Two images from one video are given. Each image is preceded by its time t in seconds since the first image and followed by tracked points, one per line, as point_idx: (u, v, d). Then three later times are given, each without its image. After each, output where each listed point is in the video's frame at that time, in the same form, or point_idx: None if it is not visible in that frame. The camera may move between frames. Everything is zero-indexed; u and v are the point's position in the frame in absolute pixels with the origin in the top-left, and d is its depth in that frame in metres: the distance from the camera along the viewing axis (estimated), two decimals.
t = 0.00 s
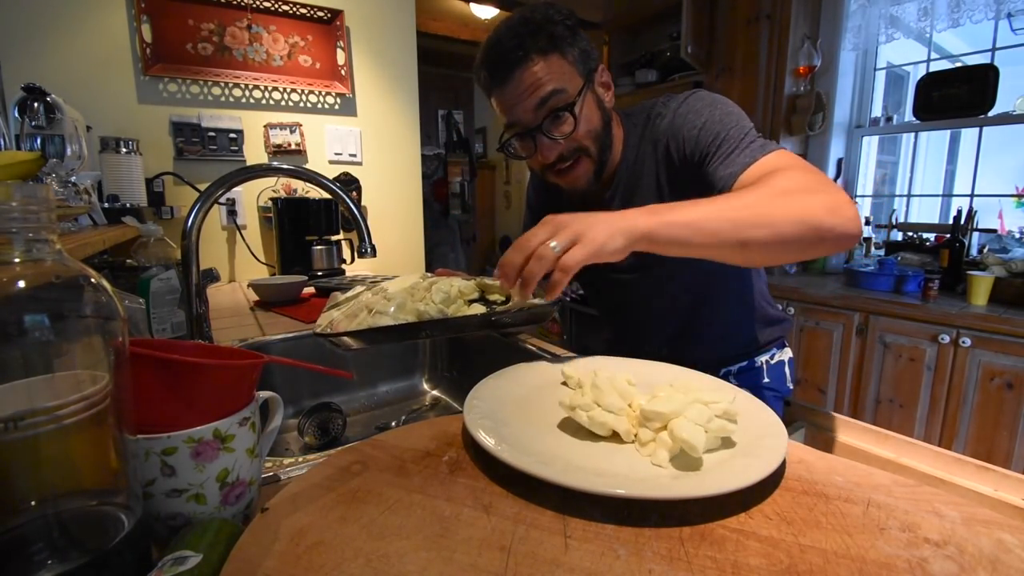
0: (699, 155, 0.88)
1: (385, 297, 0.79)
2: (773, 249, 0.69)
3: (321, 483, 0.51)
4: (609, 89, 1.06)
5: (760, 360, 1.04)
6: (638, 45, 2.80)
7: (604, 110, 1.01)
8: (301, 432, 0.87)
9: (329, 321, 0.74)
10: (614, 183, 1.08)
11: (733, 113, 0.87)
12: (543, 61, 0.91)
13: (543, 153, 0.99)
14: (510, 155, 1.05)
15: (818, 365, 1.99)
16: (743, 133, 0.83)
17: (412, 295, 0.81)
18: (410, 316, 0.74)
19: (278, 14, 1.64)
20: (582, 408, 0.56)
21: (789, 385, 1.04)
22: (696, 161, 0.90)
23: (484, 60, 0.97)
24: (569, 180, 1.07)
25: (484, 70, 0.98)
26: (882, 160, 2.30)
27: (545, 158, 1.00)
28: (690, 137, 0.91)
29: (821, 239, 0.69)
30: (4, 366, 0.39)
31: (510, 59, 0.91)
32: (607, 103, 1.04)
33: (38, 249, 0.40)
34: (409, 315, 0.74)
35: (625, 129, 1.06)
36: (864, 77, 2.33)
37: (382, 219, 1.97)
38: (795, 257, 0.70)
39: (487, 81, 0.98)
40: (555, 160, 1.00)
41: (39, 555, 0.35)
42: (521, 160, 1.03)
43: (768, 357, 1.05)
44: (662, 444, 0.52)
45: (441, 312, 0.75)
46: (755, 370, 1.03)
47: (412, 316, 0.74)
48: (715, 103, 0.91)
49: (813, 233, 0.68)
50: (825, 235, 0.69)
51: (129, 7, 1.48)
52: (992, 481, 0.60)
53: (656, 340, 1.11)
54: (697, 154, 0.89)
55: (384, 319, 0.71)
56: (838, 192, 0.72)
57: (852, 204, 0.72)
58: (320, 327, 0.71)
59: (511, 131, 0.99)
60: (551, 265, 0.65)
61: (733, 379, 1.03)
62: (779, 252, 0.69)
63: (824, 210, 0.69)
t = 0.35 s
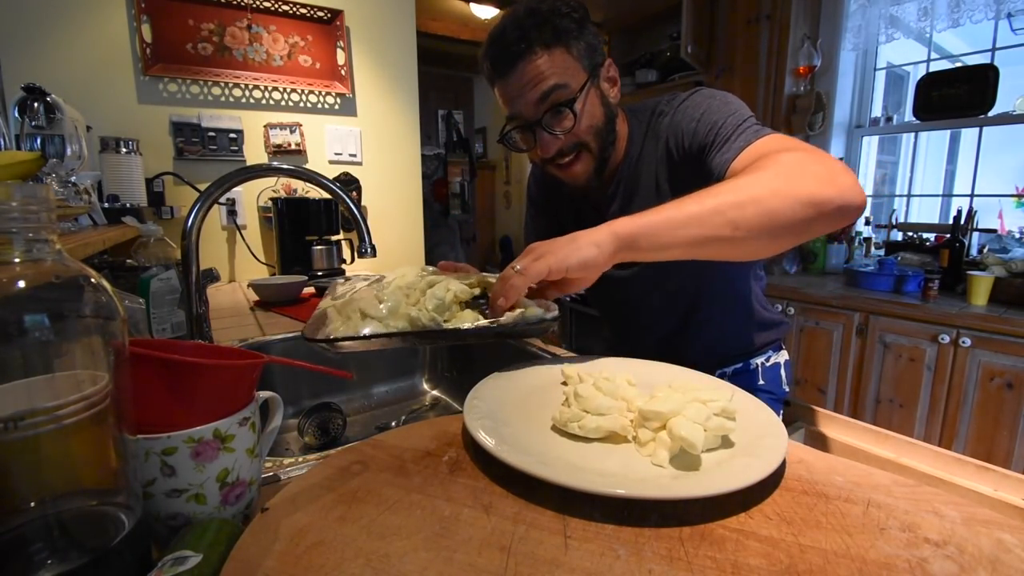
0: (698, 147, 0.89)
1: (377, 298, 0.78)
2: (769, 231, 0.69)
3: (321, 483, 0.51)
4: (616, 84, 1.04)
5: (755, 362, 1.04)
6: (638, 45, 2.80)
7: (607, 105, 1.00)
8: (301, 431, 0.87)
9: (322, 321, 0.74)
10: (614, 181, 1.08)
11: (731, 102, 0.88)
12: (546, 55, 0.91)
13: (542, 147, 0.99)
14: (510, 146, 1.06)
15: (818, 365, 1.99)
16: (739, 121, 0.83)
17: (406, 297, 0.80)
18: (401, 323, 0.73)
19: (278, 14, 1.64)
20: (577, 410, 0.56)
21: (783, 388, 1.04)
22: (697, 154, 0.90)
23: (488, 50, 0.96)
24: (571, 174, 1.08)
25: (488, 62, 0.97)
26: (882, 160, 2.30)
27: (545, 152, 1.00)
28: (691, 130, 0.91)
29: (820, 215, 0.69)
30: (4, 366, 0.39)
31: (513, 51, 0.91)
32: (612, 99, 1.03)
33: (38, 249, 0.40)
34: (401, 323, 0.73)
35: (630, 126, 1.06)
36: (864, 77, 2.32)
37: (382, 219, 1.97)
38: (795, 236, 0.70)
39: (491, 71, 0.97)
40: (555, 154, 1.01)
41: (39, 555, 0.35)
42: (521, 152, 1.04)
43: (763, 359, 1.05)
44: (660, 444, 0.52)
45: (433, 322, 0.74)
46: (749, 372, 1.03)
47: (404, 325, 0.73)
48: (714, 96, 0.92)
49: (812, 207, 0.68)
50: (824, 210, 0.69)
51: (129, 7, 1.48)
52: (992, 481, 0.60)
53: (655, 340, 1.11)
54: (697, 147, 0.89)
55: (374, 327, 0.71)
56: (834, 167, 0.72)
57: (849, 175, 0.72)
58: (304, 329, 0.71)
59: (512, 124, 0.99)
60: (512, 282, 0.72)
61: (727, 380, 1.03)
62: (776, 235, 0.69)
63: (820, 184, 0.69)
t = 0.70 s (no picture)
0: (726, 139, 0.87)
1: (386, 291, 0.77)
2: (843, 202, 0.63)
3: (321, 483, 0.51)
4: (639, 80, 1.06)
5: (758, 363, 1.04)
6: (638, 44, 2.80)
7: (631, 102, 1.01)
8: (301, 431, 0.88)
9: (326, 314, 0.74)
10: (631, 182, 1.07)
11: (755, 93, 0.88)
12: (574, 42, 0.90)
13: (563, 139, 0.99)
14: (527, 136, 1.05)
15: (818, 365, 1.99)
16: (768, 107, 0.82)
17: (416, 294, 0.79)
18: (410, 322, 0.74)
19: (278, 14, 1.64)
20: (580, 406, 0.56)
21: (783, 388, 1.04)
22: (722, 148, 0.90)
23: (513, 33, 0.95)
24: (587, 173, 1.07)
25: (511, 44, 0.96)
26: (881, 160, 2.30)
27: (565, 145, 1.00)
28: (715, 125, 0.91)
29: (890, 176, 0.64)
30: (4, 365, 0.40)
31: (541, 33, 0.90)
32: (635, 95, 1.04)
33: (39, 249, 0.40)
34: (409, 325, 0.73)
35: (648, 125, 1.06)
36: (864, 78, 2.31)
37: (382, 219, 1.97)
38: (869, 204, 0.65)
39: (512, 56, 0.96)
40: (575, 147, 1.00)
41: (39, 555, 0.35)
42: (538, 144, 1.03)
43: (765, 359, 1.05)
44: (661, 444, 0.51)
45: (443, 324, 0.74)
46: (752, 372, 1.03)
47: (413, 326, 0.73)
48: (734, 89, 0.92)
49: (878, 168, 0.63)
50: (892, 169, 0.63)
51: (129, 7, 1.48)
52: (991, 481, 0.60)
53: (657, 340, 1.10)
54: (722, 141, 0.89)
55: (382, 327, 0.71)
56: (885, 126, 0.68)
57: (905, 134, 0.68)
58: (304, 321, 0.72)
59: (532, 113, 0.98)
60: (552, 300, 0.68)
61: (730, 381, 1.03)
62: (848, 207, 0.64)
63: (878, 144, 0.64)
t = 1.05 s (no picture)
0: (736, 148, 0.87)
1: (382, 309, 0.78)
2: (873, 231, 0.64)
3: (321, 483, 0.51)
4: (643, 84, 1.05)
5: (763, 365, 1.05)
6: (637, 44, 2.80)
7: (633, 105, 1.01)
8: (301, 431, 0.88)
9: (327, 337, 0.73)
10: (635, 184, 1.07)
11: (773, 103, 0.87)
12: (575, 46, 0.91)
13: (562, 143, 0.99)
14: (527, 138, 1.05)
15: (818, 365, 1.99)
16: (785, 120, 0.81)
17: (413, 310, 0.80)
18: (409, 335, 0.73)
19: (278, 14, 1.64)
20: (576, 407, 0.56)
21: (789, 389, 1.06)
22: (731, 155, 0.89)
23: (514, 35, 0.95)
24: (588, 176, 1.07)
25: (512, 45, 0.96)
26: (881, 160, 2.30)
27: (564, 149, 1.00)
28: (725, 131, 0.90)
29: (917, 210, 0.64)
30: (4, 365, 0.40)
31: (542, 36, 0.90)
32: (638, 99, 1.04)
33: (39, 249, 0.40)
34: (409, 338, 0.73)
35: (652, 127, 1.06)
36: (864, 78, 2.32)
37: (382, 219, 1.97)
38: (894, 237, 0.65)
39: (514, 57, 0.96)
40: (575, 152, 1.01)
41: (39, 555, 0.35)
42: (538, 146, 1.04)
43: (770, 361, 1.06)
44: (661, 443, 0.51)
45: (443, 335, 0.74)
46: (757, 374, 1.04)
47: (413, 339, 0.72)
48: (751, 97, 0.90)
49: (910, 204, 0.64)
50: (920, 205, 0.64)
51: (129, 7, 1.48)
52: (992, 481, 0.60)
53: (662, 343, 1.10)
54: (731, 148, 0.88)
55: (383, 342, 0.71)
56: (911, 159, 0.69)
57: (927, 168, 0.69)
58: (305, 347, 0.69)
59: (532, 116, 0.99)
60: (590, 275, 0.62)
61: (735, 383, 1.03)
62: (875, 237, 0.64)
63: (910, 178, 0.65)
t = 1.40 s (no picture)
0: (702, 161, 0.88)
1: (391, 297, 0.78)
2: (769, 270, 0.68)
3: (321, 483, 0.51)
4: (638, 89, 1.04)
5: (763, 366, 1.05)
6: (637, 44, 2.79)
7: (626, 111, 1.00)
8: (301, 431, 0.88)
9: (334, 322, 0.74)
10: (628, 190, 1.09)
11: (746, 119, 0.86)
12: (567, 52, 0.90)
13: (554, 148, 0.99)
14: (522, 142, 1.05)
15: (818, 365, 1.99)
16: (746, 140, 0.81)
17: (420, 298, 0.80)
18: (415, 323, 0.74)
19: (278, 14, 1.65)
20: (576, 406, 0.56)
21: (790, 390, 1.05)
22: (700, 166, 0.90)
23: (508, 42, 0.96)
24: (582, 181, 1.07)
25: (506, 53, 0.96)
26: (882, 160, 2.30)
27: (557, 154, 1.00)
28: (699, 141, 0.91)
29: (774, 265, 0.68)
30: (4, 365, 0.40)
31: (533, 43, 0.90)
32: (632, 105, 1.03)
33: (39, 249, 0.40)
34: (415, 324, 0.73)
35: (648, 132, 1.06)
36: (864, 78, 2.33)
37: (382, 219, 1.97)
38: (746, 287, 0.70)
39: (507, 64, 0.97)
40: (568, 157, 1.00)
41: (39, 555, 0.35)
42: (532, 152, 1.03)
43: (770, 362, 1.05)
44: (661, 443, 0.51)
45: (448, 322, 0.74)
46: (757, 375, 1.03)
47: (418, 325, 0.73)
48: (732, 108, 0.90)
49: (764, 260, 0.67)
50: (774, 261, 0.68)
51: (129, 7, 1.48)
52: (992, 481, 0.60)
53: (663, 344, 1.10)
54: (702, 160, 0.89)
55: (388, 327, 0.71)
56: (794, 217, 0.70)
57: (808, 229, 0.71)
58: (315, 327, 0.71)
59: (525, 121, 0.99)
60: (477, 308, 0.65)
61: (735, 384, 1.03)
62: (725, 283, 0.68)
63: (773, 235, 0.67)
